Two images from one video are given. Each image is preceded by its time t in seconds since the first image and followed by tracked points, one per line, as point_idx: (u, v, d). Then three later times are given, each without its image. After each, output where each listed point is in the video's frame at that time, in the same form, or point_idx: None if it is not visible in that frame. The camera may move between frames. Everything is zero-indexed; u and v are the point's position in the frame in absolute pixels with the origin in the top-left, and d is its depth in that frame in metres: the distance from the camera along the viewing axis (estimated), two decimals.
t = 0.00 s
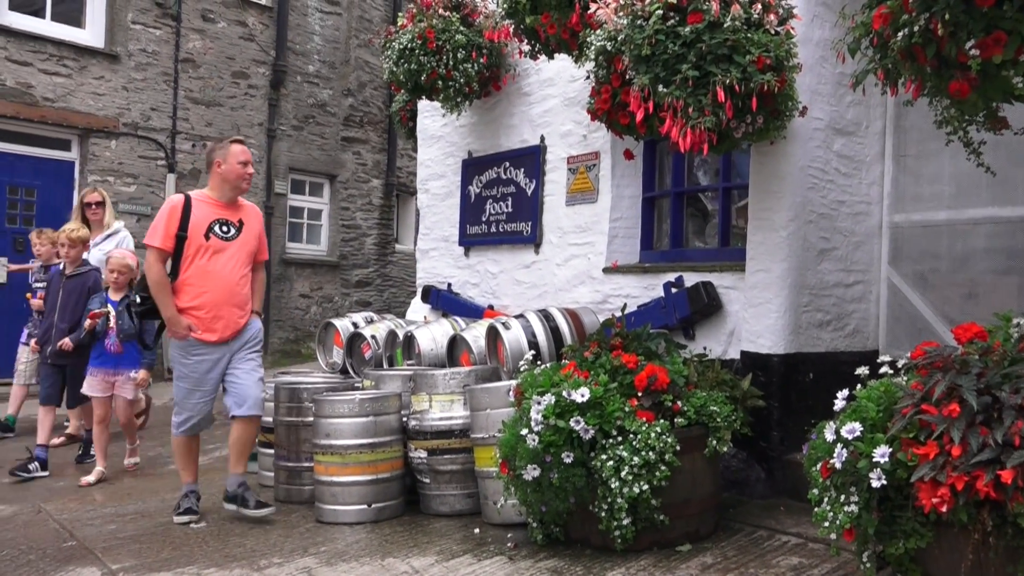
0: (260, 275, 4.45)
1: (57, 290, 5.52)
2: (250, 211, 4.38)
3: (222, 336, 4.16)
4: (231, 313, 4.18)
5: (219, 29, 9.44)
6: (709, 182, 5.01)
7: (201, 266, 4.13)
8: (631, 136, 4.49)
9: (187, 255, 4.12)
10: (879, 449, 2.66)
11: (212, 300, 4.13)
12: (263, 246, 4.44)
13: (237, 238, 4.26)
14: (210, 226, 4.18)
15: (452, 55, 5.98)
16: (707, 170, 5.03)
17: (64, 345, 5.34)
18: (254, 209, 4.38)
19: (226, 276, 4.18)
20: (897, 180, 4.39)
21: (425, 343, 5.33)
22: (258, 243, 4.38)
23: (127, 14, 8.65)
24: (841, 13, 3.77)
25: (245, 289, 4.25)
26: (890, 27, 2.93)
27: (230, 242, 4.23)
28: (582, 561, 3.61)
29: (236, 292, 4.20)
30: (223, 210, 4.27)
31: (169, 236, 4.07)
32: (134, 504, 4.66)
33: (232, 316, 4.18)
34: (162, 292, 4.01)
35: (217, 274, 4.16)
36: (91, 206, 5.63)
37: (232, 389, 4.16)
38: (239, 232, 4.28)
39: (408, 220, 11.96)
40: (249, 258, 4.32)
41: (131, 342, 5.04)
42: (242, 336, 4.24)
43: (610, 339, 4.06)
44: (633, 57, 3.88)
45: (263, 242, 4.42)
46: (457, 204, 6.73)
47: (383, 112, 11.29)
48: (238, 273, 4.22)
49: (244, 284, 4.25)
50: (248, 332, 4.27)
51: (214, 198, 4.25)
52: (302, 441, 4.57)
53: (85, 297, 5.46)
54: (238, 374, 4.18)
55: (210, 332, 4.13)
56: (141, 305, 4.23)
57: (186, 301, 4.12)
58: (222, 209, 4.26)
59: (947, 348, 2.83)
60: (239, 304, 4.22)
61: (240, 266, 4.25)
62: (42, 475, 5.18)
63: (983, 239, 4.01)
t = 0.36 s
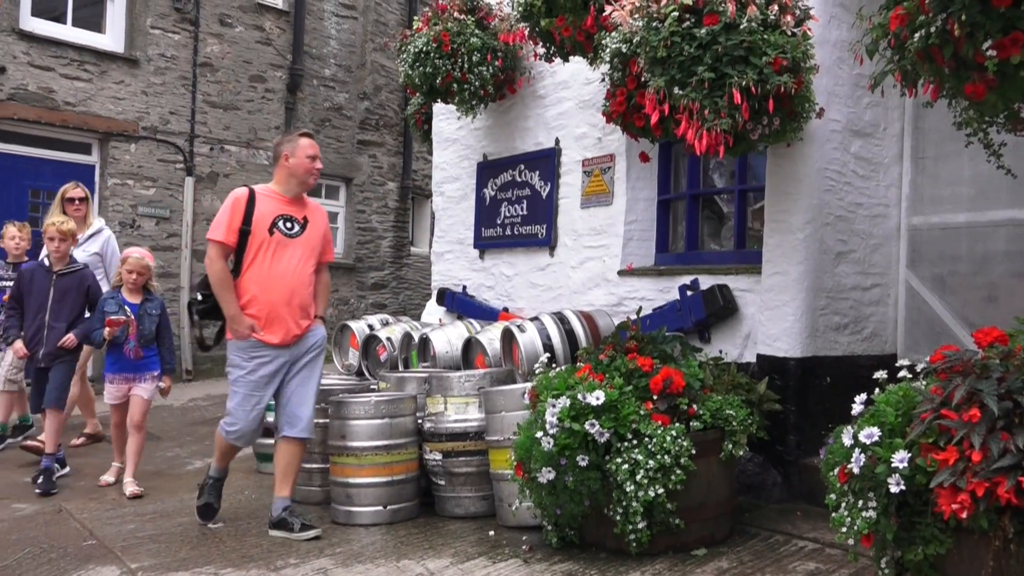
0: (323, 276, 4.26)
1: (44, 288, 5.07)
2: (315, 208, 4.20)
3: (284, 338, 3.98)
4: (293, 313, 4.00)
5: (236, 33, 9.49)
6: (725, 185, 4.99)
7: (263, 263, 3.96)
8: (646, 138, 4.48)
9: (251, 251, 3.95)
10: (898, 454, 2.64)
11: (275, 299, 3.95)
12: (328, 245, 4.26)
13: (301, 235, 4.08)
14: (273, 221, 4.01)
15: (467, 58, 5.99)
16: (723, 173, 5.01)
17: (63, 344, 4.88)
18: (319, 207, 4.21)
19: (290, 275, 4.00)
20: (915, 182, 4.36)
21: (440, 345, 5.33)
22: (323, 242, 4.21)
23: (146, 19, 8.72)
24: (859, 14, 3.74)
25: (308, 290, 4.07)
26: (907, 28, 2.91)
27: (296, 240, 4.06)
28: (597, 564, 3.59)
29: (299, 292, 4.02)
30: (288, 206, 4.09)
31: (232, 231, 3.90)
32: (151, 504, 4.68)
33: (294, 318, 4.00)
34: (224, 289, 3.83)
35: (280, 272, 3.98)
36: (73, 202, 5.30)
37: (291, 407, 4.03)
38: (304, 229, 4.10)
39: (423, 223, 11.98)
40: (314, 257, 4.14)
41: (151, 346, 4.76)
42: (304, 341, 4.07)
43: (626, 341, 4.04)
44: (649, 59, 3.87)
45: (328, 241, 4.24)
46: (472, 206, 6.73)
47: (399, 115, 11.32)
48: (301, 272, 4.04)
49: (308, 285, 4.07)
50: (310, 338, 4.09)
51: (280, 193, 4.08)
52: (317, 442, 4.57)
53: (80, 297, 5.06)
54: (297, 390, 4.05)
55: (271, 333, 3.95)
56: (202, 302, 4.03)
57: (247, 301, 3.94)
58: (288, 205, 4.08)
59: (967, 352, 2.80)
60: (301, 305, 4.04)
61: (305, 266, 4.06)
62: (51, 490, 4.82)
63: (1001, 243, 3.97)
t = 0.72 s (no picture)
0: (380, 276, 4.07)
1: (30, 291, 4.61)
2: (373, 205, 4.01)
3: (339, 341, 3.79)
4: (349, 316, 3.81)
5: (254, 37, 9.54)
6: (742, 188, 4.97)
7: (318, 262, 3.78)
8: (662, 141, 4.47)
9: (305, 250, 3.77)
10: (917, 460, 2.61)
11: (330, 301, 3.76)
12: (385, 243, 4.06)
13: (358, 234, 3.89)
14: (329, 219, 3.82)
15: (483, 62, 5.99)
16: (740, 176, 4.99)
17: (42, 354, 4.44)
18: (377, 203, 4.01)
19: (346, 276, 3.81)
20: (935, 185, 4.32)
21: (455, 348, 5.34)
22: (381, 240, 4.01)
23: (165, 24, 8.78)
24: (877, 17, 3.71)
25: (365, 291, 3.87)
26: (923, 31, 2.89)
27: (352, 238, 3.87)
28: (613, 569, 3.58)
29: (355, 293, 3.83)
30: (344, 202, 3.90)
31: (286, 228, 3.74)
32: (168, 506, 4.70)
33: (349, 321, 3.81)
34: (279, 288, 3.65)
35: (336, 272, 3.79)
36: (57, 196, 4.96)
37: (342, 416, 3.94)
38: (361, 227, 3.90)
39: (438, 226, 12.00)
40: (370, 257, 3.94)
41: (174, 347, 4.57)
42: (361, 347, 3.94)
43: (641, 345, 4.02)
44: (665, 62, 3.86)
45: (385, 239, 4.04)
46: (487, 209, 6.73)
47: (414, 119, 11.35)
48: (358, 273, 3.84)
49: (365, 286, 3.87)
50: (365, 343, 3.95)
51: (337, 189, 3.89)
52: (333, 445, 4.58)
53: (68, 301, 4.62)
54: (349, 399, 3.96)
55: (328, 336, 3.77)
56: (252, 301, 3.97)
57: (301, 302, 3.77)
58: (344, 201, 3.90)
59: (987, 358, 2.77)
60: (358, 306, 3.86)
61: (361, 266, 3.87)
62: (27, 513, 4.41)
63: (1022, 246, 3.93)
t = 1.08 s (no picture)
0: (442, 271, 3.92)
1: (20, 299, 4.32)
2: (439, 197, 3.85)
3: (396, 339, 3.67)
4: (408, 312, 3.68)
5: (270, 41, 9.59)
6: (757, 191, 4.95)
7: (379, 255, 3.64)
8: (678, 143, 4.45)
9: (366, 241, 3.64)
10: (936, 465, 2.59)
11: (388, 297, 3.64)
12: (449, 237, 3.91)
13: (421, 227, 3.74)
14: (393, 210, 3.68)
15: (498, 65, 6.01)
16: (755, 179, 4.97)
17: (41, 369, 4.17)
18: (443, 195, 3.85)
19: (406, 271, 3.67)
20: (953, 188, 4.29)
21: (469, 351, 5.34)
22: (445, 234, 3.85)
23: (182, 28, 8.84)
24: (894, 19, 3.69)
25: (425, 288, 3.74)
26: (940, 33, 2.88)
27: (415, 231, 3.72)
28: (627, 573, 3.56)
29: (415, 289, 3.69)
30: (409, 194, 3.75)
31: (347, 219, 3.61)
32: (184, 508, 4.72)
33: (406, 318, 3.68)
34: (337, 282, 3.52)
35: (397, 267, 3.65)
36: (33, 195, 4.81)
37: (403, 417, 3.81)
38: (425, 220, 3.75)
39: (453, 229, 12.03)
40: (432, 252, 3.79)
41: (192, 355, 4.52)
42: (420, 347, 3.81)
43: (656, 349, 4.02)
44: (680, 64, 3.85)
45: (450, 233, 3.89)
46: (502, 213, 6.73)
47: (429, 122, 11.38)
48: (419, 268, 3.70)
49: (425, 283, 3.73)
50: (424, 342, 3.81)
51: (402, 179, 3.74)
52: (347, 447, 4.58)
53: (63, 308, 4.35)
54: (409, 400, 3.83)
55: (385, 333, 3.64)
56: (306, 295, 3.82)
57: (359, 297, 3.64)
58: (409, 192, 3.74)
59: (1006, 361, 2.74)
60: (418, 301, 3.71)
61: (423, 262, 3.73)
62: (7, 534, 4.15)
63: None
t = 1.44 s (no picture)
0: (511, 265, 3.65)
1: (35, 298, 4.03)
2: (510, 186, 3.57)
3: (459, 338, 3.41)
4: (474, 310, 3.42)
5: (286, 45, 9.64)
6: (774, 194, 4.92)
7: (445, 248, 3.39)
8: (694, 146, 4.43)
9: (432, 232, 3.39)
10: (955, 471, 2.56)
11: (454, 293, 3.39)
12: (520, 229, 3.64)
13: (492, 220, 3.48)
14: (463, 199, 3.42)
15: (513, 68, 6.00)
16: (771, 181, 4.95)
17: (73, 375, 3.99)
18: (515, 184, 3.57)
19: (473, 266, 3.41)
20: (972, 190, 4.25)
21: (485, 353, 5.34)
22: (515, 227, 3.59)
23: (200, 32, 8.90)
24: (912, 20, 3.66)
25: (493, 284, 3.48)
26: (957, 36, 2.86)
27: (485, 223, 3.46)
28: None
29: (482, 285, 3.43)
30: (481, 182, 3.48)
31: (416, 205, 3.35)
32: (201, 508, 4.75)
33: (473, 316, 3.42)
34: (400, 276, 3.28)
35: (463, 261, 3.40)
36: (19, 183, 4.47)
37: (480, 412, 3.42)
38: (496, 212, 3.49)
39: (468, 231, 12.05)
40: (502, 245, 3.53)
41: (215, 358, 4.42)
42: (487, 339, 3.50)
43: (671, 352, 4.01)
44: (696, 66, 3.84)
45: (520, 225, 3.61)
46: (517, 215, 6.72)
47: (444, 125, 11.40)
48: (486, 262, 3.45)
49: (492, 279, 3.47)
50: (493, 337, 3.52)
51: (473, 165, 3.47)
52: (363, 448, 4.60)
53: (80, 308, 4.15)
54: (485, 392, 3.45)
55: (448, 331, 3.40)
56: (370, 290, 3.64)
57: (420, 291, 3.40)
58: (480, 180, 3.47)
59: None
60: (485, 297, 3.45)
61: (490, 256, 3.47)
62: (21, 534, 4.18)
63: None
